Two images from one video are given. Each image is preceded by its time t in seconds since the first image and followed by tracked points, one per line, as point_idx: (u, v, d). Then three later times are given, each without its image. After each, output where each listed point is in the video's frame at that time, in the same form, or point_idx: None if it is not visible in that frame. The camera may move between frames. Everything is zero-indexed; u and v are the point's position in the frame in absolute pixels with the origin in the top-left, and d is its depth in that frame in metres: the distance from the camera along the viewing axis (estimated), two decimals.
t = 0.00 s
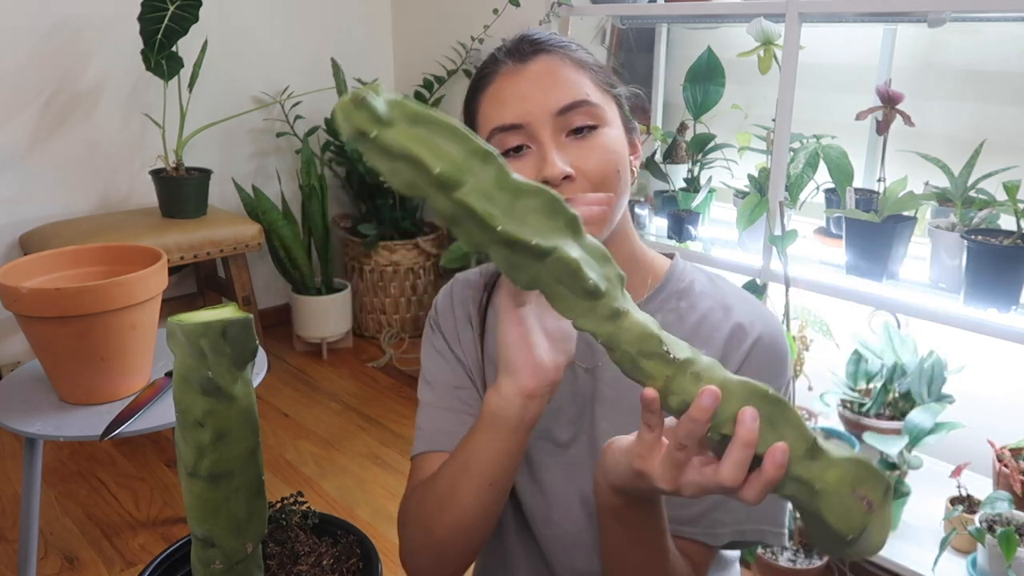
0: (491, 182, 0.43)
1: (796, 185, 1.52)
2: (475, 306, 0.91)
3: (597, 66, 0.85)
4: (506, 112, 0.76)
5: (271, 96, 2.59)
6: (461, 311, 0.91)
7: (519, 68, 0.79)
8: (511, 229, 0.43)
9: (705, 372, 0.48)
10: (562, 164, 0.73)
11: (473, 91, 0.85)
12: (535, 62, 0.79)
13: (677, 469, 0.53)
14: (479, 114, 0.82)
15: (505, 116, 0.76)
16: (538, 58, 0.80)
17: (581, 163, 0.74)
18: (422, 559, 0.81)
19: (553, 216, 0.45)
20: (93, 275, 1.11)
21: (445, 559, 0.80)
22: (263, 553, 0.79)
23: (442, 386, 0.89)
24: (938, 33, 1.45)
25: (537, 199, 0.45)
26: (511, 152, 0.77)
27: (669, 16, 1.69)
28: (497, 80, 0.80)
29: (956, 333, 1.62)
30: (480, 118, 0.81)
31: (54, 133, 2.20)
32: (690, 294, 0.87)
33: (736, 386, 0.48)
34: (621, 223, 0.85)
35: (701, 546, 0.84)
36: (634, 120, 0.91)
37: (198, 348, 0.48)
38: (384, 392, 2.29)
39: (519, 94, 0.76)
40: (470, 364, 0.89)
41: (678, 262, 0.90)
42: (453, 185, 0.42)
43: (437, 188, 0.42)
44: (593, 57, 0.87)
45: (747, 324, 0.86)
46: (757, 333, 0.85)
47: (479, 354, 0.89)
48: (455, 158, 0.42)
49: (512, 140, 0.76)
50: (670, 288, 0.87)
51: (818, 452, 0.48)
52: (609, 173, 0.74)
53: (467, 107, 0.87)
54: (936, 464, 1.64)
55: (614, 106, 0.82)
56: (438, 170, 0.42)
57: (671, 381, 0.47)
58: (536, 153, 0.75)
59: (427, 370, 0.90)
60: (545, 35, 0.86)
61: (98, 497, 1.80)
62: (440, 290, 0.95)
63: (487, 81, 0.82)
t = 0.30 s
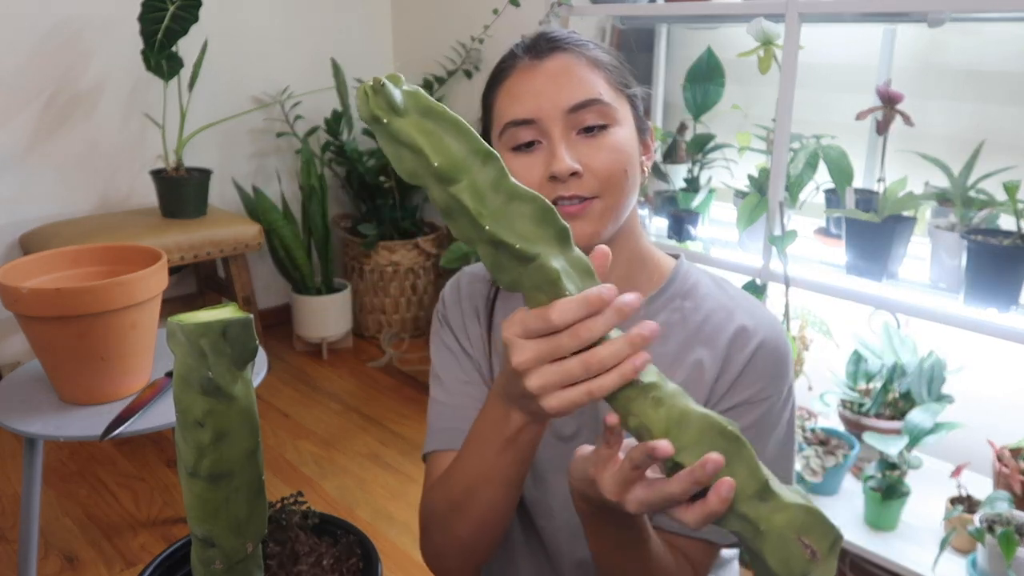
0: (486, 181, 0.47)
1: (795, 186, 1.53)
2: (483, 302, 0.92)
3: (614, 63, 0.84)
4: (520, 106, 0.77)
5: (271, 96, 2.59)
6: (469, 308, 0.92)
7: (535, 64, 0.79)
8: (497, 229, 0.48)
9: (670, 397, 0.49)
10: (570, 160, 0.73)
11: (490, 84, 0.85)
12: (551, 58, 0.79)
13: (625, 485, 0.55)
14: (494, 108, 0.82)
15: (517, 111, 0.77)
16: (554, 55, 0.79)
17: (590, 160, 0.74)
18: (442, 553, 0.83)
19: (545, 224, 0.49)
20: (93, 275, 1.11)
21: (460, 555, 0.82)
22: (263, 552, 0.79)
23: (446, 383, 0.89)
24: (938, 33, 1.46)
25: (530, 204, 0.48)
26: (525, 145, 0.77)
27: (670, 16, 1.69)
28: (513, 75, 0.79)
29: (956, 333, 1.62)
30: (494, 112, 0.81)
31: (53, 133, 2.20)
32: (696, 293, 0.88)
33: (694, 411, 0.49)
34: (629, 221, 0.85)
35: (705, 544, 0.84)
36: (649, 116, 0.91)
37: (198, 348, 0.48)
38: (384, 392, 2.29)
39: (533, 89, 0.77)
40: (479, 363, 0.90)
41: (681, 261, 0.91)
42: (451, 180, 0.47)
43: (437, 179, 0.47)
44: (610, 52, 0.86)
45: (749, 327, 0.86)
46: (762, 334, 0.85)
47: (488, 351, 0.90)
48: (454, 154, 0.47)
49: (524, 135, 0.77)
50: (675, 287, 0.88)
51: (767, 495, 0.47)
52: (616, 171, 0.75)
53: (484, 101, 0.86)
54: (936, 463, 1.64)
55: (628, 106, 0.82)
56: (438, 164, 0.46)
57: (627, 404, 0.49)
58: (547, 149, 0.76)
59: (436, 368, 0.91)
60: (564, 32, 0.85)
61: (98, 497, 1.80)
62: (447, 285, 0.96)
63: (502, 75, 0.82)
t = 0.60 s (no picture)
0: (579, 190, 0.36)
1: (796, 186, 1.53)
2: (482, 303, 0.92)
3: (621, 64, 0.84)
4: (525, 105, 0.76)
5: (271, 95, 2.59)
6: (468, 308, 0.92)
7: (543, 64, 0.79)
8: (563, 239, 0.37)
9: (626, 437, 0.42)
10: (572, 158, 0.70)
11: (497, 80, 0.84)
12: (559, 59, 0.79)
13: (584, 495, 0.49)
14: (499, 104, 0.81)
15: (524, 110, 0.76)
16: (563, 55, 0.80)
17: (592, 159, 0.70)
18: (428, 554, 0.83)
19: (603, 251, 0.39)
20: (93, 275, 1.11)
21: (449, 553, 0.81)
22: (263, 553, 0.79)
23: (441, 384, 0.89)
24: (939, 33, 1.45)
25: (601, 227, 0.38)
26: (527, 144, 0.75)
27: (670, 16, 1.69)
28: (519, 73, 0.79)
29: (956, 333, 1.62)
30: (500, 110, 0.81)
31: (53, 133, 2.20)
32: (697, 277, 0.87)
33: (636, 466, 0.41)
34: (631, 216, 0.83)
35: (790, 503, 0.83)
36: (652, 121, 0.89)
37: (199, 348, 0.48)
38: (384, 392, 2.29)
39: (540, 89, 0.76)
40: (477, 364, 0.90)
41: (675, 248, 0.90)
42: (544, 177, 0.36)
43: (534, 166, 0.36)
44: (617, 51, 0.86)
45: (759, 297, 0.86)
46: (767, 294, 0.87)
47: (487, 353, 0.90)
48: (564, 149, 0.35)
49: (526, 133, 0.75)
50: (671, 273, 0.87)
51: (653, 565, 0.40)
52: (619, 171, 0.71)
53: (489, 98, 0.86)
54: (936, 463, 1.64)
55: (632, 107, 0.81)
56: (542, 152, 0.35)
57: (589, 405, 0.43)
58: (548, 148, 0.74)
59: (432, 368, 0.91)
60: (571, 30, 0.85)
61: (98, 497, 1.80)
62: (444, 284, 0.95)
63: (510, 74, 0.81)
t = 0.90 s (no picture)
0: (650, 252, 0.44)
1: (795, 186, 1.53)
2: (485, 300, 0.93)
3: (632, 67, 0.84)
4: (538, 107, 0.77)
5: (271, 96, 2.59)
6: (472, 304, 0.93)
7: (557, 65, 0.78)
8: (621, 289, 0.45)
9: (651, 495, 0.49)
10: (587, 166, 0.73)
11: (507, 78, 0.84)
12: (572, 59, 0.78)
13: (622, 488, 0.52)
14: (511, 105, 0.82)
15: (536, 110, 0.77)
16: (576, 56, 0.79)
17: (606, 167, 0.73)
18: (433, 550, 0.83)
19: (662, 315, 0.46)
20: (93, 275, 1.11)
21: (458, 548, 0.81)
22: (263, 552, 0.79)
23: (443, 382, 0.89)
24: (938, 33, 1.46)
25: (663, 292, 0.45)
26: (542, 144, 0.77)
27: (670, 16, 1.69)
28: (532, 74, 0.79)
29: (956, 333, 1.62)
30: (512, 110, 0.81)
31: (53, 133, 2.20)
32: (689, 265, 0.87)
33: (653, 524, 0.48)
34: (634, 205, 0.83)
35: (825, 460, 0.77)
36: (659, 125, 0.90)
37: (198, 348, 0.48)
38: (384, 392, 2.29)
39: (553, 90, 0.76)
40: (479, 359, 0.90)
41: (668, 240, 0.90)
42: (624, 229, 0.44)
43: (619, 218, 0.44)
44: (628, 52, 0.86)
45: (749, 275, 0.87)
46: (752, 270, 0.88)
47: (488, 347, 0.90)
48: (646, 211, 0.43)
49: (541, 134, 0.77)
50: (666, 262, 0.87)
51: None
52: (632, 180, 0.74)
53: (500, 95, 0.87)
54: (936, 463, 1.64)
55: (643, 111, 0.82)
56: (623, 208, 0.43)
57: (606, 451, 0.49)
58: (563, 151, 0.76)
59: (434, 363, 0.91)
60: (584, 32, 0.85)
61: (98, 497, 1.80)
62: (449, 284, 0.97)
63: (522, 74, 0.81)
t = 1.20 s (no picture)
0: (583, 257, 0.43)
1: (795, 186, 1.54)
2: (487, 299, 0.92)
3: (638, 67, 0.84)
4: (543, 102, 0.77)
5: (271, 95, 2.59)
6: (474, 303, 0.93)
7: (563, 62, 0.79)
8: (562, 294, 0.44)
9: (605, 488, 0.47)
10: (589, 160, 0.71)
11: (513, 76, 0.84)
12: (578, 58, 0.79)
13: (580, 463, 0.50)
14: (517, 101, 0.82)
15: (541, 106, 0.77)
16: (582, 55, 0.79)
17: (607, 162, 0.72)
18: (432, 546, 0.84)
19: (602, 317, 0.45)
20: (92, 275, 1.11)
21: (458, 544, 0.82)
22: (263, 552, 0.79)
23: (444, 381, 0.89)
24: (938, 33, 1.46)
25: (600, 295, 0.44)
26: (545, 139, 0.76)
27: (670, 16, 1.69)
28: (538, 70, 0.80)
29: (956, 333, 1.62)
30: (517, 107, 0.81)
31: (53, 134, 2.20)
32: (691, 266, 0.87)
33: (609, 514, 0.47)
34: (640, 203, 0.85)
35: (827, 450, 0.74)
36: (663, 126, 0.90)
37: (199, 348, 0.48)
38: (384, 392, 2.29)
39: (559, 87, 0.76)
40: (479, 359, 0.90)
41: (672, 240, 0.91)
42: (555, 238, 0.42)
43: (549, 224, 0.42)
44: (634, 52, 0.86)
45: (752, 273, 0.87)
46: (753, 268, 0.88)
47: (489, 346, 0.90)
48: (573, 220, 0.42)
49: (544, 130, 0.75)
50: (670, 262, 0.87)
51: None
52: (632, 175, 0.72)
53: (505, 94, 0.86)
54: (936, 463, 1.64)
55: (648, 111, 0.81)
56: (549, 218, 0.42)
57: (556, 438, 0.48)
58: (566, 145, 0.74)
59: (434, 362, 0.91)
60: (590, 30, 0.85)
61: (98, 497, 1.80)
62: (451, 283, 0.96)
63: (528, 70, 0.81)
